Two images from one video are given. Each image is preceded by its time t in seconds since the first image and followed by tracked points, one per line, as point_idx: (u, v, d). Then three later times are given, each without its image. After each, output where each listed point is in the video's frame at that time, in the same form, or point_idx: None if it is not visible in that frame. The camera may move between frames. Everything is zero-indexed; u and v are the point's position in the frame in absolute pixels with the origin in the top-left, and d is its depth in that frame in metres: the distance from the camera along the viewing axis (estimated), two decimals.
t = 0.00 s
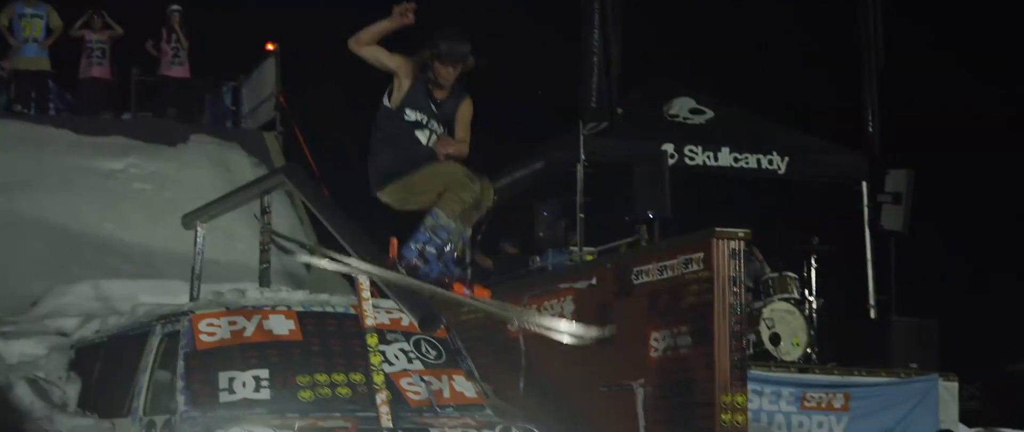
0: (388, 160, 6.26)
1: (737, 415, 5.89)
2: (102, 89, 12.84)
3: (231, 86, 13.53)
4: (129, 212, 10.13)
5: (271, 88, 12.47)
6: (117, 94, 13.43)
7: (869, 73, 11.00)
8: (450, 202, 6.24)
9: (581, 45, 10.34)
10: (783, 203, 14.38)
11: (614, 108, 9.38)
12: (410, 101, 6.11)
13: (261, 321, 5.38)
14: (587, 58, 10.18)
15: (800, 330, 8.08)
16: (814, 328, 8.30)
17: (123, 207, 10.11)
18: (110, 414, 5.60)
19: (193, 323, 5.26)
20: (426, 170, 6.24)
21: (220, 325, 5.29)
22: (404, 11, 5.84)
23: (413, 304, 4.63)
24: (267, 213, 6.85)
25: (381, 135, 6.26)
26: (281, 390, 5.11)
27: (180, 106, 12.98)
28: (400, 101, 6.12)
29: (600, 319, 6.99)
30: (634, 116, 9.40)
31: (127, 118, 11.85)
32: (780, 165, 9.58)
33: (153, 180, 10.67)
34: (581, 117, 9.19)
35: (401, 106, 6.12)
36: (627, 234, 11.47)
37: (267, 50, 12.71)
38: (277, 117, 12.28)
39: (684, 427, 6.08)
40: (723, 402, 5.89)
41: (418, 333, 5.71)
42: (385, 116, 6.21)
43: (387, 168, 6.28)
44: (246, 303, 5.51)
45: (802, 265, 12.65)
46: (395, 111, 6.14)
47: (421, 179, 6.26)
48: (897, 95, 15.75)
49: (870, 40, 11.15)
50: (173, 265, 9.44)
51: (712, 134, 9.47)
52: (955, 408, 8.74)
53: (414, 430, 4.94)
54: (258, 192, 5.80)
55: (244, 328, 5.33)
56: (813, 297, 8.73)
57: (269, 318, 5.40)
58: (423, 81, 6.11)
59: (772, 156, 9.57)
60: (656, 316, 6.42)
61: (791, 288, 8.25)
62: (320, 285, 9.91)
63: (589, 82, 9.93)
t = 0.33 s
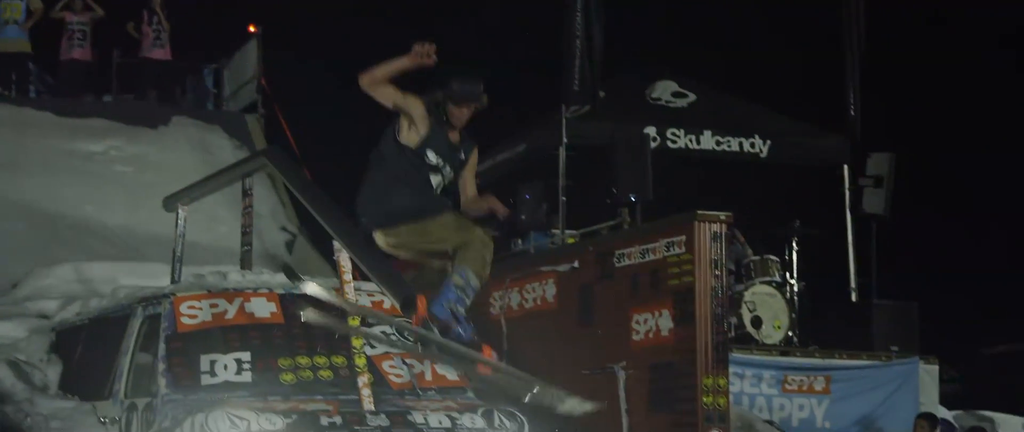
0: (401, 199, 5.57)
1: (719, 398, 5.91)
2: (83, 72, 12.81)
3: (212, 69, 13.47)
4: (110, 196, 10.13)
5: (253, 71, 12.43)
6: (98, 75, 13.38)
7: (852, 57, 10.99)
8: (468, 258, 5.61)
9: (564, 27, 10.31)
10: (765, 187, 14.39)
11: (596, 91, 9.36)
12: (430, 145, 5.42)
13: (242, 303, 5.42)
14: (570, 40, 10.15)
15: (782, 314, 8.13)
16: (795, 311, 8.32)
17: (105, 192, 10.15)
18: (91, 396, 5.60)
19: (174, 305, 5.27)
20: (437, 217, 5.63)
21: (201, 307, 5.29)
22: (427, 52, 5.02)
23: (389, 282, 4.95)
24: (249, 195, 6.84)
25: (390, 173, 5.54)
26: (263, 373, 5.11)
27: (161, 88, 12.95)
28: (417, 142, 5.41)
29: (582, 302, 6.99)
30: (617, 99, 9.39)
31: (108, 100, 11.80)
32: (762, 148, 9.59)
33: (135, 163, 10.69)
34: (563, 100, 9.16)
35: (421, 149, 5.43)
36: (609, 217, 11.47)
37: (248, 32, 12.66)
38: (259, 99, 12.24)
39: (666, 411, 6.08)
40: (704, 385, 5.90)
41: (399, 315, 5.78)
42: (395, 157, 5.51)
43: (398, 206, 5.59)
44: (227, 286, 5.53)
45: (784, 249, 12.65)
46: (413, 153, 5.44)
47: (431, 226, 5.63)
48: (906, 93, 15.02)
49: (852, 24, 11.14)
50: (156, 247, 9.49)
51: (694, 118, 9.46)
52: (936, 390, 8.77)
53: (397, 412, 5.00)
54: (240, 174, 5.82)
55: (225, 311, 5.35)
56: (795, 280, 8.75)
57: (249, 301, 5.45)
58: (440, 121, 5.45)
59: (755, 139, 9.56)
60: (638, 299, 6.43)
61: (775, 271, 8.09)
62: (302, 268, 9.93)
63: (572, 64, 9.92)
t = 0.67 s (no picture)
0: (420, 256, 4.29)
1: (700, 379, 5.92)
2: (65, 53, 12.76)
3: (194, 50, 13.42)
4: (92, 178, 10.14)
5: (235, 52, 12.39)
6: (79, 57, 13.32)
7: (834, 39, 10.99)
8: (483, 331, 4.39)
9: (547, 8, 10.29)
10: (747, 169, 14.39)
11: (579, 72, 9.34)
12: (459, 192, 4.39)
13: (225, 284, 5.40)
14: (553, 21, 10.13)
15: (764, 295, 8.15)
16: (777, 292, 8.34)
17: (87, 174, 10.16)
18: (73, 377, 5.60)
19: (156, 286, 5.25)
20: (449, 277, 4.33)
21: (183, 288, 5.29)
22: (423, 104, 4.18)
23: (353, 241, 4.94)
24: (231, 177, 6.82)
25: (405, 229, 4.31)
26: (246, 355, 5.11)
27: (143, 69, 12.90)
28: (446, 191, 4.35)
29: (564, 284, 6.98)
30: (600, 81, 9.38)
31: (89, 81, 11.75)
32: (744, 129, 9.62)
33: (117, 144, 10.67)
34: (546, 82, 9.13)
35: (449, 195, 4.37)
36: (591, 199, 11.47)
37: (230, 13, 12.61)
38: (241, 81, 12.22)
39: (647, 393, 6.11)
40: (686, 366, 5.91)
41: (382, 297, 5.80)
42: (413, 208, 4.33)
43: (407, 262, 4.30)
44: (210, 267, 5.53)
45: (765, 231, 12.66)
46: (443, 204, 4.35)
47: (444, 288, 4.32)
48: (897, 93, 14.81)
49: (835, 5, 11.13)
50: (137, 229, 9.54)
51: (677, 100, 9.45)
52: (916, 371, 8.80)
53: (379, 393, 5.02)
54: (222, 155, 5.81)
55: (207, 293, 5.35)
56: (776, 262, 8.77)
57: (233, 281, 5.43)
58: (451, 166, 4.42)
59: (737, 120, 9.60)
60: (620, 281, 6.44)
61: (758, 253, 8.16)
62: (284, 249, 9.93)
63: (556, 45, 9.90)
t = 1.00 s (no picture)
0: (443, 319, 4.73)
1: (684, 361, 5.92)
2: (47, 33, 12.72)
3: (177, 30, 13.38)
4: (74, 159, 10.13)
5: (218, 33, 12.36)
6: (62, 37, 13.28)
7: (817, 20, 10.98)
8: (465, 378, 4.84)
9: None
10: (732, 150, 14.39)
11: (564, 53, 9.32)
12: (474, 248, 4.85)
13: (209, 265, 5.40)
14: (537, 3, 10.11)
15: (748, 275, 8.17)
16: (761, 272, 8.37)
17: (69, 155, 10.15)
18: (55, 358, 5.58)
19: (140, 267, 5.25)
20: (460, 347, 4.81)
21: (167, 269, 5.29)
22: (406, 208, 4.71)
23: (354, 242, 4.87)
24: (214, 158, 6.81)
25: (431, 301, 4.71)
26: (229, 335, 5.11)
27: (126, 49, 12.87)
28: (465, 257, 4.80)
29: (548, 265, 6.98)
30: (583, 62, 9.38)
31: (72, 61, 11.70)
32: (729, 110, 9.62)
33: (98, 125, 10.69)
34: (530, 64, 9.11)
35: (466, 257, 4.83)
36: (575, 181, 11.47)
37: None
38: (224, 62, 12.18)
39: (632, 374, 6.11)
40: (670, 347, 5.91)
41: (366, 278, 5.81)
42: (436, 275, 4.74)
43: (435, 333, 4.73)
44: (193, 247, 5.52)
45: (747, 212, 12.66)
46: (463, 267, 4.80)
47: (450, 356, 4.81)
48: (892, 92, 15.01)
49: None
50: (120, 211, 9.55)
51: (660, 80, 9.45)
52: (899, 353, 8.83)
53: (363, 375, 5.03)
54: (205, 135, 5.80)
55: (191, 273, 5.35)
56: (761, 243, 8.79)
57: (216, 262, 5.43)
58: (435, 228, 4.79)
59: (721, 102, 9.60)
60: (604, 261, 6.44)
61: (739, 233, 8.22)
62: (268, 230, 9.93)
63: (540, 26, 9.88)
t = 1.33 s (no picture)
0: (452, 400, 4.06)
1: (669, 342, 5.92)
2: (30, 12, 12.66)
3: (161, 10, 13.32)
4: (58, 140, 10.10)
5: (202, 12, 12.32)
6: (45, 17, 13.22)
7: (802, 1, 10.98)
8: None
9: None
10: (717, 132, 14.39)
11: (549, 34, 9.30)
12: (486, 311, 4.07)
13: (193, 245, 5.41)
14: None
15: (733, 256, 8.17)
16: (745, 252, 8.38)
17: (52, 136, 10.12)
18: (39, 338, 5.57)
19: (124, 247, 5.25)
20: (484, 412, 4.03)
21: (151, 249, 5.29)
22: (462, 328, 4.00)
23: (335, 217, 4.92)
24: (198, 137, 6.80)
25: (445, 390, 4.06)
26: (214, 316, 5.11)
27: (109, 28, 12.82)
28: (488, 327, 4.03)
29: (533, 245, 6.97)
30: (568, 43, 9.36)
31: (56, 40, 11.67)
32: (714, 92, 9.63)
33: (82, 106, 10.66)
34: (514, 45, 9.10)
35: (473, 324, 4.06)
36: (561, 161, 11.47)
37: None
38: (209, 41, 12.15)
39: (617, 354, 6.12)
40: (655, 328, 5.91)
41: (351, 258, 5.82)
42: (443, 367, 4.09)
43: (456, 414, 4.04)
44: (178, 228, 5.52)
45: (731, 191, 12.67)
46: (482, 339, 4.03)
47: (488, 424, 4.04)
48: (891, 94, 15.25)
49: None
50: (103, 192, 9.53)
51: (645, 61, 9.44)
52: (883, 333, 8.83)
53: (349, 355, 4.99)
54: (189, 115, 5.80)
55: (175, 253, 5.35)
56: (745, 224, 8.80)
57: (200, 243, 5.44)
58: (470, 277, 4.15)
59: (707, 83, 9.60)
60: (590, 241, 6.44)
61: (726, 213, 8.07)
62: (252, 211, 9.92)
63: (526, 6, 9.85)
